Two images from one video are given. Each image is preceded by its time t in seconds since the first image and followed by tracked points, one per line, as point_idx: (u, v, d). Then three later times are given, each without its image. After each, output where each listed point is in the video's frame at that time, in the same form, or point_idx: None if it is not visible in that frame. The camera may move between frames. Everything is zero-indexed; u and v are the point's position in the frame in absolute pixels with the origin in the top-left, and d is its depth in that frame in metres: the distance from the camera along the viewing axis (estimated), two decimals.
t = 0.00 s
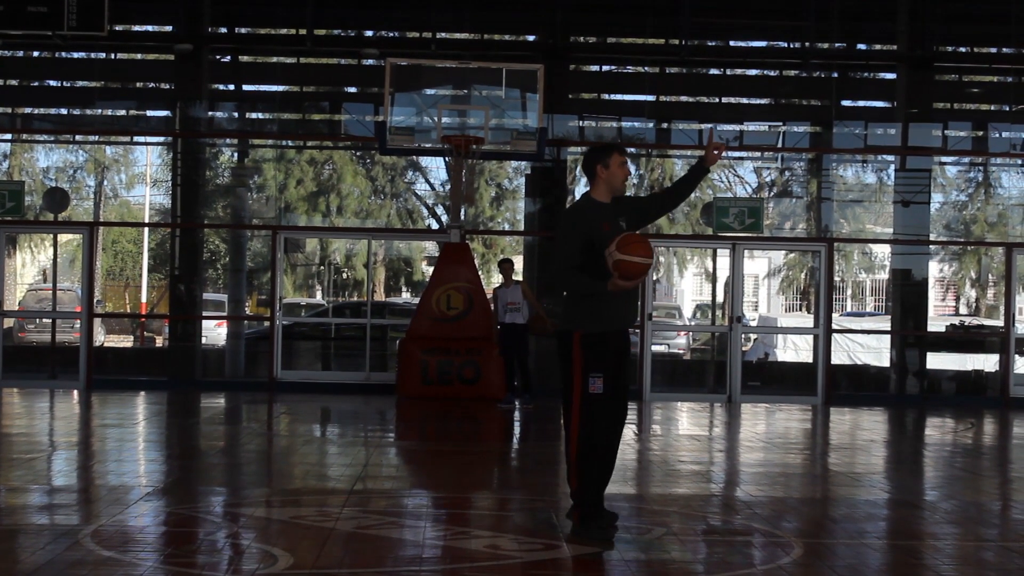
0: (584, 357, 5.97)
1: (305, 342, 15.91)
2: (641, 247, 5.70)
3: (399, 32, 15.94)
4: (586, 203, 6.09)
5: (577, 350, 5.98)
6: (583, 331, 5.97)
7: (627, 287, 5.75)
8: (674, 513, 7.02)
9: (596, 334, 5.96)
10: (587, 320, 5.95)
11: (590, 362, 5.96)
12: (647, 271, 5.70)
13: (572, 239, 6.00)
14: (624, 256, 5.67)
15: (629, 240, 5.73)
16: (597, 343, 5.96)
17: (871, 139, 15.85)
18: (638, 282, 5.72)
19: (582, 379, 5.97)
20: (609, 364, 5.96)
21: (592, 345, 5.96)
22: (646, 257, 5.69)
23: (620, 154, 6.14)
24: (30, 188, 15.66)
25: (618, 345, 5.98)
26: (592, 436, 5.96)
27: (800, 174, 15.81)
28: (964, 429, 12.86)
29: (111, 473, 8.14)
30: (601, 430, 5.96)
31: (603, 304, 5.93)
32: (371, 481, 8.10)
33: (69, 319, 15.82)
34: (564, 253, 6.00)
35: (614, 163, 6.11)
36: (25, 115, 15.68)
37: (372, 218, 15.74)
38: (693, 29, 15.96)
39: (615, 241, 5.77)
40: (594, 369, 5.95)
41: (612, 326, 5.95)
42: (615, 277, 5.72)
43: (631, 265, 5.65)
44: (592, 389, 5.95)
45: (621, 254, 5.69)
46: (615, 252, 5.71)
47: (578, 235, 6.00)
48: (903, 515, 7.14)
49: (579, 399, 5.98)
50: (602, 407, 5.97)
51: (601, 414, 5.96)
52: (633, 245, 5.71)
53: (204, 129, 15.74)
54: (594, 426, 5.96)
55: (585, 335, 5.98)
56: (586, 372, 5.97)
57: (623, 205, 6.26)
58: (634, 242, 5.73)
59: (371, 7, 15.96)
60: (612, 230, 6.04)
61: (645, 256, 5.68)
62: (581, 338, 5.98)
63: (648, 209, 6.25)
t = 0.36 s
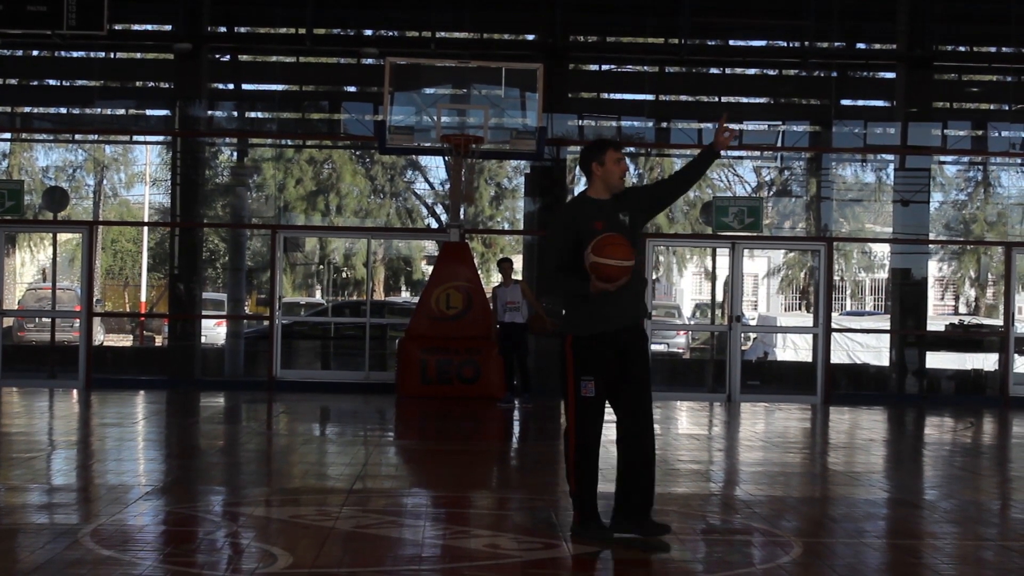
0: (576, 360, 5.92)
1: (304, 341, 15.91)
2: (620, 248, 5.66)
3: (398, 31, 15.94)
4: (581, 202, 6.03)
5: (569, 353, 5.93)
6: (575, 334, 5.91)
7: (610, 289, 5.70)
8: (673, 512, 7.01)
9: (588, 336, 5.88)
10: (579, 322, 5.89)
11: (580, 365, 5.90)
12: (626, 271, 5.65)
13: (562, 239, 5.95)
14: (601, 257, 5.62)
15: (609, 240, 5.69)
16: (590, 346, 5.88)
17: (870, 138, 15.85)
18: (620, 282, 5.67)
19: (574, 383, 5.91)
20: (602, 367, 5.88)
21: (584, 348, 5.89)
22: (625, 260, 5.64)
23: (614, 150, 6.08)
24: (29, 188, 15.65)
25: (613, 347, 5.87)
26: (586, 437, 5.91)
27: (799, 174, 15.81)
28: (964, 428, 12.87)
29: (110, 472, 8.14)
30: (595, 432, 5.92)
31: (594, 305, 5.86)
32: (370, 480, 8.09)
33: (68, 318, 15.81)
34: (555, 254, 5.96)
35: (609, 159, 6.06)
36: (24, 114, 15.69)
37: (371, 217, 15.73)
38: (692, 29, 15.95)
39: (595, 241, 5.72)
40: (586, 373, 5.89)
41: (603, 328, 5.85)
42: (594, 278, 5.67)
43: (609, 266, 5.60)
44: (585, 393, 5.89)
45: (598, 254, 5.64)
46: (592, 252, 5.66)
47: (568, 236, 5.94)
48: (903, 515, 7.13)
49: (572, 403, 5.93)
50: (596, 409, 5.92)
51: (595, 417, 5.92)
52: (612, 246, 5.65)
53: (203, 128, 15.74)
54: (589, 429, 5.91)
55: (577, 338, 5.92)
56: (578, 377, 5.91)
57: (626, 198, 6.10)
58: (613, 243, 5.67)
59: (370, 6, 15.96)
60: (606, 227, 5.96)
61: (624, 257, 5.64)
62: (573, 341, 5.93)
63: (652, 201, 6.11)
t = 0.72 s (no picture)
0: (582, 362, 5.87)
1: (304, 339, 15.91)
2: (613, 256, 5.56)
3: (397, 29, 15.96)
4: (593, 201, 5.90)
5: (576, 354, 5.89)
6: (581, 336, 5.85)
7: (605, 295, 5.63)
8: (672, 510, 7.01)
9: (591, 339, 5.79)
10: (583, 324, 5.81)
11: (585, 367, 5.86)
12: (619, 278, 5.57)
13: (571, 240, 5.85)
14: (590, 265, 5.55)
15: (600, 246, 5.60)
16: (593, 349, 5.80)
17: (870, 136, 15.83)
18: (611, 289, 5.60)
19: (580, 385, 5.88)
20: (605, 369, 5.78)
21: (588, 351, 5.82)
22: (615, 269, 5.55)
23: (630, 148, 5.90)
24: (28, 185, 15.64)
25: (614, 351, 5.73)
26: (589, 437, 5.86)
27: (798, 172, 15.81)
28: (962, 426, 12.88)
29: (109, 469, 8.14)
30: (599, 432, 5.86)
31: (598, 307, 5.74)
32: (369, 478, 8.10)
33: (68, 316, 15.80)
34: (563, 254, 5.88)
35: (624, 158, 5.88)
36: (24, 112, 15.71)
37: (370, 215, 15.73)
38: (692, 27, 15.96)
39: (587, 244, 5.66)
40: (588, 376, 5.84)
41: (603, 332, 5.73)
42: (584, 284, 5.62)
43: (600, 275, 5.54)
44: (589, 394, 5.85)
45: (588, 262, 5.57)
46: (581, 257, 5.61)
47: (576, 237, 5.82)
48: (902, 513, 7.14)
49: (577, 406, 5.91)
50: (600, 412, 5.85)
51: (599, 420, 5.85)
52: (604, 253, 5.57)
53: (202, 126, 15.73)
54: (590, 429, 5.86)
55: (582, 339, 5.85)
56: (581, 380, 5.87)
57: (643, 197, 5.92)
58: (607, 251, 5.58)
59: (370, 4, 15.97)
60: (616, 228, 5.82)
61: (616, 265, 5.55)
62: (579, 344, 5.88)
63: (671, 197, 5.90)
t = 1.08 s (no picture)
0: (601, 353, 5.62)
1: (299, 332, 15.91)
2: (614, 235, 5.36)
3: (393, 22, 15.99)
4: (615, 186, 5.69)
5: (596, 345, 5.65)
6: (601, 324, 5.60)
7: (607, 276, 5.41)
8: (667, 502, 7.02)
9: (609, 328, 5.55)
10: (602, 314, 5.58)
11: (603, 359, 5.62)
12: (619, 258, 5.34)
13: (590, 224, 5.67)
14: (588, 243, 5.37)
15: (604, 225, 5.40)
16: (612, 339, 5.55)
17: (864, 129, 15.87)
18: (613, 269, 5.37)
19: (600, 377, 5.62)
20: (624, 360, 5.53)
21: (606, 341, 5.57)
22: (614, 247, 5.33)
23: (660, 133, 5.67)
24: (22, 178, 15.63)
25: (637, 341, 5.48)
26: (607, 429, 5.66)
27: (793, 164, 15.84)
28: (957, 419, 12.91)
29: (104, 462, 8.14)
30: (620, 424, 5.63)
31: (613, 295, 5.53)
32: (363, 470, 8.10)
33: (62, 309, 15.77)
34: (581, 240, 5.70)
35: (650, 143, 5.65)
36: (19, 104, 15.66)
37: (366, 207, 15.71)
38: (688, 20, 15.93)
39: (592, 224, 5.50)
40: (607, 367, 5.58)
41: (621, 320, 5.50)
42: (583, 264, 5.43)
43: (597, 253, 5.34)
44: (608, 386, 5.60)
45: (588, 240, 5.39)
46: (582, 236, 5.45)
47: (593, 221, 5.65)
48: (896, 505, 7.15)
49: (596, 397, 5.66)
50: (620, 404, 5.59)
51: (619, 412, 5.60)
52: (607, 232, 5.37)
53: (197, 118, 15.71)
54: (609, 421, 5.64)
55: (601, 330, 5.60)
56: (601, 370, 5.62)
57: (670, 183, 5.61)
58: (609, 230, 5.38)
59: None
60: (633, 214, 5.57)
61: (618, 244, 5.34)
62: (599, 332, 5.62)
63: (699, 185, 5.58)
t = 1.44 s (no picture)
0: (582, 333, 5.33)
1: (262, 311, 15.87)
2: (595, 222, 5.05)
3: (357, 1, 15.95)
4: (591, 170, 5.37)
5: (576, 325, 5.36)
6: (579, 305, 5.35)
7: (589, 265, 5.10)
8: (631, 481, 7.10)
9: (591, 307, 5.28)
10: (583, 293, 5.31)
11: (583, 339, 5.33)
12: (600, 246, 5.02)
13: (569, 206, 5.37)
14: (568, 232, 5.04)
15: (581, 213, 5.09)
16: (594, 318, 5.27)
17: (828, 110, 15.97)
18: (595, 257, 5.04)
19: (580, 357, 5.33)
20: (607, 341, 5.26)
21: (588, 320, 5.29)
22: (597, 235, 5.01)
23: (635, 112, 5.34)
24: None
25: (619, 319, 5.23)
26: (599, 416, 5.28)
27: (757, 144, 15.91)
28: (918, 397, 13.11)
29: (67, 442, 8.11)
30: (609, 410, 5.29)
31: (595, 276, 5.25)
32: (327, 450, 8.12)
33: (24, 288, 15.60)
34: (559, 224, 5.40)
35: (626, 123, 5.32)
36: None
37: (330, 186, 15.67)
38: None
39: (571, 210, 5.17)
40: (590, 346, 5.30)
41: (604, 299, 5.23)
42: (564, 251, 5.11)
43: (579, 242, 5.01)
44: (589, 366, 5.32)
45: (567, 229, 5.05)
46: (559, 224, 5.12)
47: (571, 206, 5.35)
48: (859, 483, 7.27)
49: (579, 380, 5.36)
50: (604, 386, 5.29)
51: (604, 396, 5.28)
52: (585, 220, 5.05)
53: (161, 97, 15.60)
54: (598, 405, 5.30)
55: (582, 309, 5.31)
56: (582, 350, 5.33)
57: (649, 163, 5.34)
58: (587, 217, 5.07)
59: None
60: (613, 198, 5.28)
61: (597, 230, 5.02)
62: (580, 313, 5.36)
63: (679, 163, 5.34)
